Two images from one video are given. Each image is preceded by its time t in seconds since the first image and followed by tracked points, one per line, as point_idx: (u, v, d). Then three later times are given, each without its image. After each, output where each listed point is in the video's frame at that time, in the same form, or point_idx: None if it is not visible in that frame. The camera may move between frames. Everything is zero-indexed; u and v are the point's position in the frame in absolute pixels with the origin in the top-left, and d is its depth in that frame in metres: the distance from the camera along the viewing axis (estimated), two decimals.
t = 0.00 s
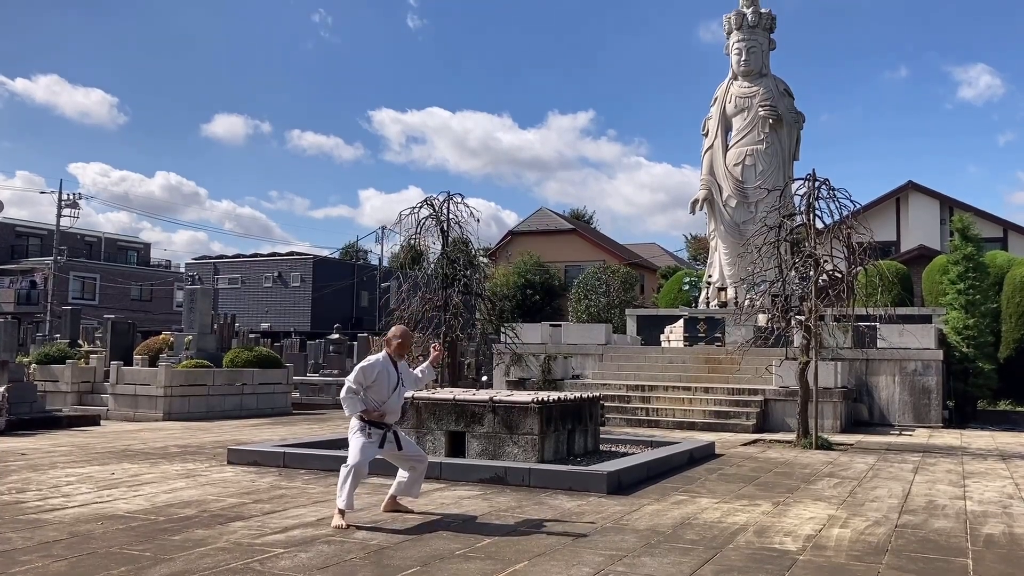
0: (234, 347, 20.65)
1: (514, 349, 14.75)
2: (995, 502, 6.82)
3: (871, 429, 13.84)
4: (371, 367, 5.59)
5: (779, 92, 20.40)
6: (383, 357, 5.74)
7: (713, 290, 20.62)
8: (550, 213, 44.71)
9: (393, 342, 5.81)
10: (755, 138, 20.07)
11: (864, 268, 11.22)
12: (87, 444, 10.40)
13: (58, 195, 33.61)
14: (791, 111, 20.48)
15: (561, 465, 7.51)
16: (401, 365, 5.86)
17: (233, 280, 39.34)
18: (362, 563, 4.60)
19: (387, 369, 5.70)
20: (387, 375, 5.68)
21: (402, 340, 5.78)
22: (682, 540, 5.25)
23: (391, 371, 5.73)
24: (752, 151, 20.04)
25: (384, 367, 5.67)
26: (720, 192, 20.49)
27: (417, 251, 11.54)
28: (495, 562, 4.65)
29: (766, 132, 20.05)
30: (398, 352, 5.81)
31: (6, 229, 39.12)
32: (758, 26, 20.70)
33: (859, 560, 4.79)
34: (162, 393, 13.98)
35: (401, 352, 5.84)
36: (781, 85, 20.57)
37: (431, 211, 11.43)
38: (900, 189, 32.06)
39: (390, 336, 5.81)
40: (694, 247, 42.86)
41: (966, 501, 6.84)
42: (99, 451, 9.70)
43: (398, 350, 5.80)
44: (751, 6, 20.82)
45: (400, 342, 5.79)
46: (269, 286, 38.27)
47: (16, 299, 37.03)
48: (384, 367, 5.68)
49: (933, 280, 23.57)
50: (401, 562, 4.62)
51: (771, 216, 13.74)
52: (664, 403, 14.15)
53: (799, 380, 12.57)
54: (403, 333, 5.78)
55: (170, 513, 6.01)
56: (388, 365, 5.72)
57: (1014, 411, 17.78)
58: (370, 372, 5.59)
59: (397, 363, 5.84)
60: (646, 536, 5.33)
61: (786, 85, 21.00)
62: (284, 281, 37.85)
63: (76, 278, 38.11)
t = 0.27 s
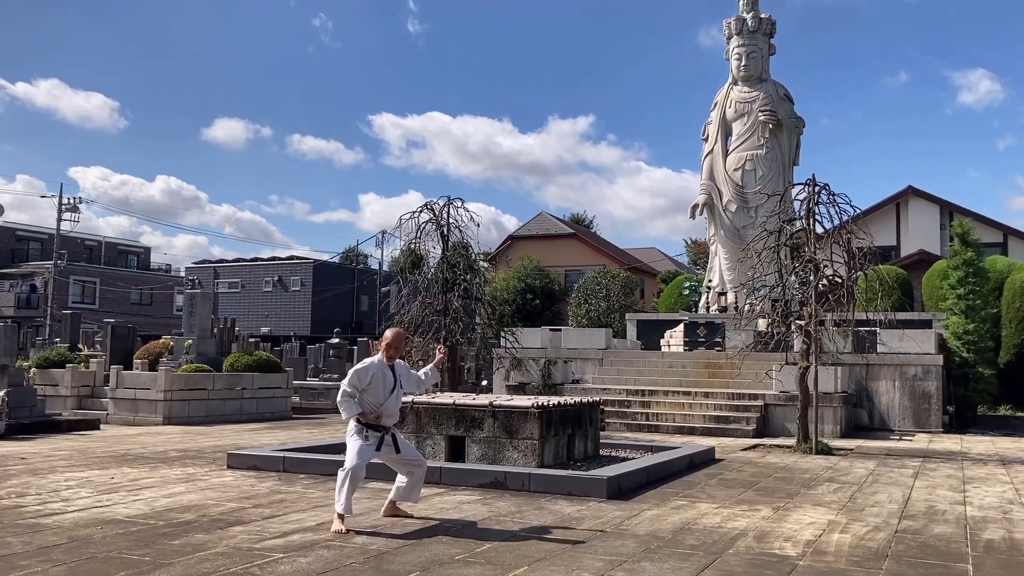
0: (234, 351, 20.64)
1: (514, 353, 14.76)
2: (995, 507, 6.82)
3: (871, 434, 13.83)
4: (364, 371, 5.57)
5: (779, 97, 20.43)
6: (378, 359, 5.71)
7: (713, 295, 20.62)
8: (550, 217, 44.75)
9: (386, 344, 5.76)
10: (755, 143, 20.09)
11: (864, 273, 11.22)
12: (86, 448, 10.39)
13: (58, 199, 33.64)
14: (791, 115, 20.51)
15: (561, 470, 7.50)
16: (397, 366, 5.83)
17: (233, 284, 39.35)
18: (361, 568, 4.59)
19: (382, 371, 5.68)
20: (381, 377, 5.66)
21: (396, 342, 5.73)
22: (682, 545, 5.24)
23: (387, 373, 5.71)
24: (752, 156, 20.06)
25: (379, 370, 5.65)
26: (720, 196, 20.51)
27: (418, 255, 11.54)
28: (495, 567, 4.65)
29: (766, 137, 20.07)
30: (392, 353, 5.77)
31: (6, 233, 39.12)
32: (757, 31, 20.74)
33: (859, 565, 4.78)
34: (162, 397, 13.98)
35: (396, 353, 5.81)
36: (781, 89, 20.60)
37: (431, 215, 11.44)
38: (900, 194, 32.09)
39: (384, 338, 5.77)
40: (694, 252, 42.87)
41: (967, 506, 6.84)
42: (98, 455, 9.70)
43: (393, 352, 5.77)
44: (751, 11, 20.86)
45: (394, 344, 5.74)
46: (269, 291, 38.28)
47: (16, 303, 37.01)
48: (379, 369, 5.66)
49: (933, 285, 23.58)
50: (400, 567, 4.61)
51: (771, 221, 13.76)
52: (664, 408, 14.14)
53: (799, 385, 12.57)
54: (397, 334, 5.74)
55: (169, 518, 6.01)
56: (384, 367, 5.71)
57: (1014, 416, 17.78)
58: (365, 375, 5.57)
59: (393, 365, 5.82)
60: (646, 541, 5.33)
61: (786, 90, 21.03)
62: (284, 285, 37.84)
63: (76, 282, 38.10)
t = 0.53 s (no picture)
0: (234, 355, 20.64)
1: (514, 357, 14.76)
2: (995, 512, 6.80)
3: (871, 438, 13.82)
4: (353, 365, 5.58)
5: (779, 101, 20.45)
6: (371, 353, 5.70)
7: (713, 299, 20.63)
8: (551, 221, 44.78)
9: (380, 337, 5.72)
10: (755, 147, 20.11)
11: (864, 277, 11.22)
12: (86, 452, 10.39)
13: (59, 202, 33.67)
14: (791, 119, 20.53)
15: (561, 474, 7.50)
16: (393, 360, 5.79)
17: (233, 288, 39.36)
18: (361, 572, 4.59)
19: (376, 365, 5.66)
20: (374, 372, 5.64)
21: (388, 337, 5.67)
22: (682, 549, 5.24)
23: (380, 367, 5.69)
24: (753, 160, 20.07)
25: (372, 364, 5.63)
26: (720, 201, 20.53)
27: (418, 259, 11.54)
28: (495, 572, 4.64)
29: (766, 141, 20.08)
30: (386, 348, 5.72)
31: (6, 236, 39.15)
32: (758, 36, 20.76)
33: (859, 570, 4.78)
34: (162, 401, 13.98)
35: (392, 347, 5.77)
36: (781, 93, 20.61)
37: (432, 219, 11.45)
38: (900, 198, 32.09)
39: (377, 331, 5.73)
40: (694, 256, 42.86)
41: (967, 511, 6.83)
42: (98, 459, 9.69)
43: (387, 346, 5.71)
44: (751, 15, 20.90)
45: (386, 338, 5.68)
46: (269, 294, 38.28)
47: (16, 306, 37.01)
48: (372, 362, 5.64)
49: (934, 289, 23.57)
50: (400, 572, 4.61)
51: (771, 225, 13.77)
52: (664, 412, 14.14)
53: (800, 389, 12.57)
54: (389, 328, 5.68)
55: (169, 522, 6.01)
56: (378, 361, 5.68)
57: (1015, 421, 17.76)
58: (357, 369, 5.58)
59: (389, 358, 5.79)
60: (646, 545, 5.32)
61: (786, 94, 21.05)
62: (285, 289, 37.85)
63: (76, 286, 38.13)
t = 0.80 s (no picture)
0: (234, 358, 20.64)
1: (514, 361, 14.76)
2: (996, 515, 6.80)
3: (872, 441, 13.81)
4: (348, 362, 5.54)
5: (780, 105, 20.46)
6: (365, 354, 5.69)
7: (714, 302, 20.63)
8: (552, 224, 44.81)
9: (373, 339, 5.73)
10: (756, 150, 20.11)
11: (865, 280, 11.21)
12: (87, 455, 10.39)
13: (60, 205, 33.70)
14: (792, 123, 20.54)
15: (561, 477, 7.49)
16: (387, 360, 5.79)
17: (234, 291, 39.38)
18: None
19: (370, 365, 5.65)
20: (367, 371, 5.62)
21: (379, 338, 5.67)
22: (683, 553, 5.24)
23: (374, 367, 5.68)
24: (753, 163, 20.09)
25: (365, 364, 5.62)
26: (720, 204, 20.54)
27: (418, 262, 11.54)
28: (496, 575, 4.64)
29: (767, 144, 20.10)
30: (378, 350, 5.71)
31: (7, 240, 39.18)
32: (758, 39, 20.77)
33: (861, 574, 4.77)
34: (163, 404, 13.98)
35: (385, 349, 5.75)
36: (782, 97, 20.62)
37: (432, 222, 11.46)
38: (900, 201, 32.12)
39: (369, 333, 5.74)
40: (695, 259, 42.86)
41: (968, 514, 6.82)
42: (99, 462, 9.69)
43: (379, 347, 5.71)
44: (752, 18, 20.92)
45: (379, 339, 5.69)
46: (270, 298, 38.30)
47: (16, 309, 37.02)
48: (365, 363, 5.63)
49: (934, 292, 23.58)
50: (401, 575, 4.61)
51: (772, 229, 13.77)
52: (665, 415, 14.14)
53: (800, 392, 12.56)
54: (381, 329, 5.69)
55: (170, 525, 6.01)
56: (371, 362, 5.68)
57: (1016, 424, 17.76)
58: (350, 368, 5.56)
59: (384, 359, 5.78)
60: (647, 549, 5.32)
61: (787, 98, 21.06)
62: (285, 292, 37.86)
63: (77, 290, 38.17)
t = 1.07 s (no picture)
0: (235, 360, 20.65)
1: (515, 363, 14.77)
2: (998, 517, 6.79)
3: (873, 443, 13.80)
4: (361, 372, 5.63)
5: (781, 107, 20.47)
6: (377, 364, 5.74)
7: (715, 304, 20.60)
8: (553, 227, 44.84)
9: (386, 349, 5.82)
10: (757, 153, 20.12)
11: (866, 282, 11.20)
12: (88, 457, 10.40)
13: (61, 208, 33.72)
14: (792, 125, 20.54)
15: (562, 480, 7.49)
16: (399, 368, 5.84)
17: (235, 293, 39.41)
18: None
19: (382, 374, 5.72)
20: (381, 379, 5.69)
21: (392, 346, 5.79)
22: (683, 555, 5.23)
23: (386, 375, 5.73)
24: (754, 165, 20.09)
25: (376, 372, 5.68)
26: (721, 207, 20.54)
27: (419, 264, 11.54)
28: None
29: (768, 147, 20.10)
30: (390, 358, 5.80)
31: (9, 242, 39.22)
32: (759, 41, 20.77)
33: None
34: (163, 407, 13.99)
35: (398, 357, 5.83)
36: (783, 99, 20.62)
37: (433, 225, 11.47)
38: (901, 203, 32.11)
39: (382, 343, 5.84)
40: (695, 261, 42.82)
41: (969, 517, 6.82)
42: (100, 465, 9.70)
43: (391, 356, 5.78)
44: (753, 21, 20.94)
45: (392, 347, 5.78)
46: (271, 300, 38.33)
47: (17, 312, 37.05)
48: (378, 372, 5.69)
49: (935, 294, 23.57)
50: None
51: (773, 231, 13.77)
52: (666, 417, 14.13)
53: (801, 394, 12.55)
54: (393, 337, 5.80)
55: (170, 528, 6.01)
56: (383, 370, 5.73)
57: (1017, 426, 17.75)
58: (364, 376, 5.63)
59: (397, 368, 5.83)
60: (648, 551, 5.32)
61: (788, 100, 21.06)
62: (287, 294, 37.89)
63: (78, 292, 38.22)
